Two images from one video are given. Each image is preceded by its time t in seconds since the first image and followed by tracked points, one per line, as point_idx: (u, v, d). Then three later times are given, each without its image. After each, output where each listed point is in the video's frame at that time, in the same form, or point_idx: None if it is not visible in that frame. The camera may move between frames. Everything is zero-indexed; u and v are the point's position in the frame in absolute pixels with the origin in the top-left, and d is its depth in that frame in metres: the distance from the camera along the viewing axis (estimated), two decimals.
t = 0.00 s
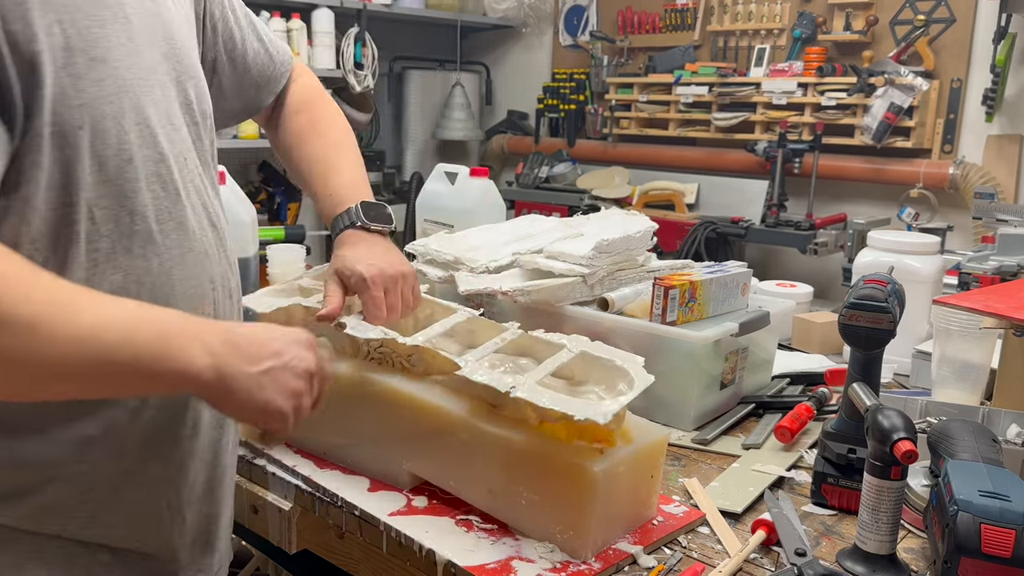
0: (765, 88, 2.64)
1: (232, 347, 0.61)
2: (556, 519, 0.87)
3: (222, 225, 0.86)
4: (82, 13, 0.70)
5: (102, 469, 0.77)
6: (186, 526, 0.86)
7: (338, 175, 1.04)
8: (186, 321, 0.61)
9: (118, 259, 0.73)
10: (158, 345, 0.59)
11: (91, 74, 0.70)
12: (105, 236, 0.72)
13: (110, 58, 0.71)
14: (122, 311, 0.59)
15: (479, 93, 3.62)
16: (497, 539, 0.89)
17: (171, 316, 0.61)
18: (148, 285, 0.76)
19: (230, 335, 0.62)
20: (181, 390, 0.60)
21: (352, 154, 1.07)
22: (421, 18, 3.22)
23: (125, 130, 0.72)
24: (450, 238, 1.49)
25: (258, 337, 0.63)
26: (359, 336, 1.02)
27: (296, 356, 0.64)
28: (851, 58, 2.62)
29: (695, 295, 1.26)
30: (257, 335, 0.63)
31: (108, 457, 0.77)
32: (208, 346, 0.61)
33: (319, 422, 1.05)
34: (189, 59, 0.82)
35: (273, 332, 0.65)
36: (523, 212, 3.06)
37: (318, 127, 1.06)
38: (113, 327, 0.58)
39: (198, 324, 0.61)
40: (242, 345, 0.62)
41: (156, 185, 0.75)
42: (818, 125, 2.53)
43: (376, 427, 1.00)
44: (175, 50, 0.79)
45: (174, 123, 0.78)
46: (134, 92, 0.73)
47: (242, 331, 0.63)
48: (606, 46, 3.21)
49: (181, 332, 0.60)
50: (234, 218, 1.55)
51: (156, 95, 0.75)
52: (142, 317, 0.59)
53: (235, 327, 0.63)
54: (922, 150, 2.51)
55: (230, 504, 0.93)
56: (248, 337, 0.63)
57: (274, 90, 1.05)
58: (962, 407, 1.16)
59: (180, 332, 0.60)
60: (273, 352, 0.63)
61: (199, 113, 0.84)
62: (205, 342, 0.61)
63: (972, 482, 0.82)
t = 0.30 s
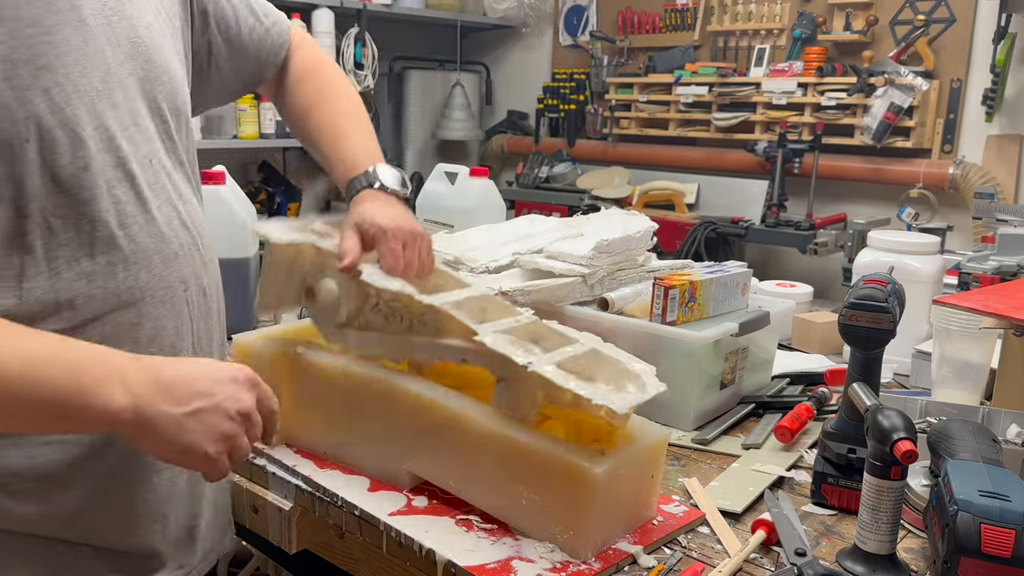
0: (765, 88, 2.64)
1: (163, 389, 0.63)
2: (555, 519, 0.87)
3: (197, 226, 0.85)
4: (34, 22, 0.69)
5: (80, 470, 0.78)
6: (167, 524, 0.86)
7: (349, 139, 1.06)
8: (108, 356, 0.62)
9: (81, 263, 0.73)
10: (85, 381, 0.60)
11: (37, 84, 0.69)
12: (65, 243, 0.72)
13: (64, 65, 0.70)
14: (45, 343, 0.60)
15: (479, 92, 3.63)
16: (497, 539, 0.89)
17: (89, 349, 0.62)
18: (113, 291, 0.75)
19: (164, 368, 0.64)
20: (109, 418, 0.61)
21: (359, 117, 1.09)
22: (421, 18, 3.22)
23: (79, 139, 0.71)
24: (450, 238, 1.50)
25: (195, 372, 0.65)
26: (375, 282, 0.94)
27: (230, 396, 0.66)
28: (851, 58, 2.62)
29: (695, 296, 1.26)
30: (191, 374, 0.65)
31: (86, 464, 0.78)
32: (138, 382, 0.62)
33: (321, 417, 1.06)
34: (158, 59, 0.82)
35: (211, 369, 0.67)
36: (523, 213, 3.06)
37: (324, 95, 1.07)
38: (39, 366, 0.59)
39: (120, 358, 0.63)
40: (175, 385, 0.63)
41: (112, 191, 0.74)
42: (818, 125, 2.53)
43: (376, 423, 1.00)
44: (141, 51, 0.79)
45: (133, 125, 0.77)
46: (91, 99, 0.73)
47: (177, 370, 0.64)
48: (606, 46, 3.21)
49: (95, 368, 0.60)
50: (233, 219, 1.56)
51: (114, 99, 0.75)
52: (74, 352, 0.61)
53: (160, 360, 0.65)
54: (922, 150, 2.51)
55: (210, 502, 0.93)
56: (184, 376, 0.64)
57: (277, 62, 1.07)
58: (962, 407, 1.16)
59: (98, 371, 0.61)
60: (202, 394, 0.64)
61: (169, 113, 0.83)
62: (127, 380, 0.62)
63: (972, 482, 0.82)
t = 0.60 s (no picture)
0: (765, 88, 2.64)
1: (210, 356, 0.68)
2: (556, 520, 0.87)
3: (183, 224, 0.86)
4: (12, 30, 0.68)
5: (75, 459, 0.81)
6: (159, 511, 0.90)
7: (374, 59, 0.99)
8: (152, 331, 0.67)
9: (69, 267, 0.74)
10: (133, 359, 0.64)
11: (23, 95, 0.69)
12: (53, 248, 0.73)
13: (45, 72, 0.70)
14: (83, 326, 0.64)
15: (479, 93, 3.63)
16: (497, 538, 0.89)
17: (134, 326, 0.66)
18: (102, 292, 0.76)
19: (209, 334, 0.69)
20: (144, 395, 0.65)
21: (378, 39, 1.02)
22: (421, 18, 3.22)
23: (67, 149, 0.72)
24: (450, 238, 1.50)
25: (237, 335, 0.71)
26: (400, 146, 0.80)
27: (274, 353, 0.73)
28: (851, 58, 2.63)
29: (695, 295, 1.26)
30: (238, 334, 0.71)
31: (88, 453, 0.81)
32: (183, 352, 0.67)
33: (322, 418, 1.06)
34: (139, 57, 0.82)
35: (251, 325, 0.73)
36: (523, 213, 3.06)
37: (337, 32, 1.03)
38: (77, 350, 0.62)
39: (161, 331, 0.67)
40: (221, 352, 0.69)
41: (94, 196, 0.75)
42: (818, 125, 2.53)
43: (378, 423, 1.01)
44: (120, 52, 0.79)
45: (116, 128, 0.77)
46: (72, 104, 0.73)
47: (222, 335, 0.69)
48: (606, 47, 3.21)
49: (143, 343, 0.65)
50: (233, 219, 1.55)
51: (96, 103, 0.75)
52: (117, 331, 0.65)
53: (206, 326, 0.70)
54: (922, 149, 2.52)
55: (195, 489, 0.98)
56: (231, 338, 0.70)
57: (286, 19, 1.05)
58: (962, 407, 1.16)
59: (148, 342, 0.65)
60: (249, 354, 0.71)
61: (153, 110, 0.84)
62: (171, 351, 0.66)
63: (971, 482, 0.82)
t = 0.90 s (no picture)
0: (765, 88, 2.64)
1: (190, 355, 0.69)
2: (556, 520, 0.87)
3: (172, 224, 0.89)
4: None
5: (65, 459, 0.83)
6: (151, 504, 0.93)
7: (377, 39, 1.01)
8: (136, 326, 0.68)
9: (56, 270, 0.77)
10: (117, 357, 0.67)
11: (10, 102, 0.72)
12: (40, 252, 0.76)
13: (30, 78, 0.73)
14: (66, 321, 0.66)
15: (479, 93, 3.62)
16: (497, 538, 0.89)
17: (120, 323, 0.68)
18: (90, 294, 0.80)
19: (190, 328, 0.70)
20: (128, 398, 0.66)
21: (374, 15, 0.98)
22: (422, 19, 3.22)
23: (55, 154, 0.75)
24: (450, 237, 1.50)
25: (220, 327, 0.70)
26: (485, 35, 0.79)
27: (262, 348, 0.72)
28: (851, 58, 2.62)
29: (695, 295, 1.26)
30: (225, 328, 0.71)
31: (82, 451, 0.84)
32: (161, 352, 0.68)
33: (324, 419, 1.06)
34: (132, 59, 0.84)
35: (241, 316, 0.73)
36: (523, 212, 3.06)
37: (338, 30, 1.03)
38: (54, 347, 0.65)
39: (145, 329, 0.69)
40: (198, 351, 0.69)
41: (82, 198, 0.79)
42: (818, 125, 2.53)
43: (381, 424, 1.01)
44: (114, 51, 0.82)
45: (104, 129, 0.80)
46: (60, 109, 0.75)
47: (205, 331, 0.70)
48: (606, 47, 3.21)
49: (129, 339, 0.67)
50: (234, 219, 1.55)
51: (86, 106, 0.78)
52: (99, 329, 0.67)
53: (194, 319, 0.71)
54: (922, 150, 2.51)
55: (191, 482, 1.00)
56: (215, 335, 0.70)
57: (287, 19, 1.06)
58: (962, 407, 1.16)
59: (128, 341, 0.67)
60: (233, 349, 0.70)
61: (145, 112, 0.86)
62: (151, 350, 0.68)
63: (972, 482, 0.82)
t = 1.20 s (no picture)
0: (765, 88, 2.64)
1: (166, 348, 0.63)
2: (557, 520, 0.87)
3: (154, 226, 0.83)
4: None
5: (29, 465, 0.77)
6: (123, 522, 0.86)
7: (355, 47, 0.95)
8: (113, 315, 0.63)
9: (18, 277, 0.71)
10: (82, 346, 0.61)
11: None
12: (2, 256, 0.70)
13: None
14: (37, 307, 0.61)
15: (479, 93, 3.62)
16: (497, 538, 0.89)
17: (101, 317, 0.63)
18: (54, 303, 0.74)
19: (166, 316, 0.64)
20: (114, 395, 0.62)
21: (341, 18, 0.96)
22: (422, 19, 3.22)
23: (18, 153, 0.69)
24: (451, 238, 1.50)
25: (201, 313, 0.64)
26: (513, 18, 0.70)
27: (249, 338, 0.65)
28: (851, 58, 2.62)
29: (695, 295, 1.26)
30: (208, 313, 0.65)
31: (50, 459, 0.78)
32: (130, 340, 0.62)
33: (324, 419, 1.06)
34: (110, 59, 0.79)
35: (228, 301, 0.66)
36: (523, 212, 3.06)
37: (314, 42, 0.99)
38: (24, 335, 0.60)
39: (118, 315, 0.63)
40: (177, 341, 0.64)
41: (50, 201, 0.73)
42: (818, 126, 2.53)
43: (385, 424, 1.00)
44: (88, 52, 0.77)
45: (79, 131, 0.75)
46: (27, 108, 0.70)
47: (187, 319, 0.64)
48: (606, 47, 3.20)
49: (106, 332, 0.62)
50: (234, 220, 1.56)
51: (58, 105, 0.73)
52: (68, 314, 0.62)
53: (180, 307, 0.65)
54: (922, 150, 2.51)
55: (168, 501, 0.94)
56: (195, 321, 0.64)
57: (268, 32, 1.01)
58: (962, 407, 1.16)
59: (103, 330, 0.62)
60: (216, 340, 0.64)
61: (127, 112, 0.80)
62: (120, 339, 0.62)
63: (972, 482, 0.82)
